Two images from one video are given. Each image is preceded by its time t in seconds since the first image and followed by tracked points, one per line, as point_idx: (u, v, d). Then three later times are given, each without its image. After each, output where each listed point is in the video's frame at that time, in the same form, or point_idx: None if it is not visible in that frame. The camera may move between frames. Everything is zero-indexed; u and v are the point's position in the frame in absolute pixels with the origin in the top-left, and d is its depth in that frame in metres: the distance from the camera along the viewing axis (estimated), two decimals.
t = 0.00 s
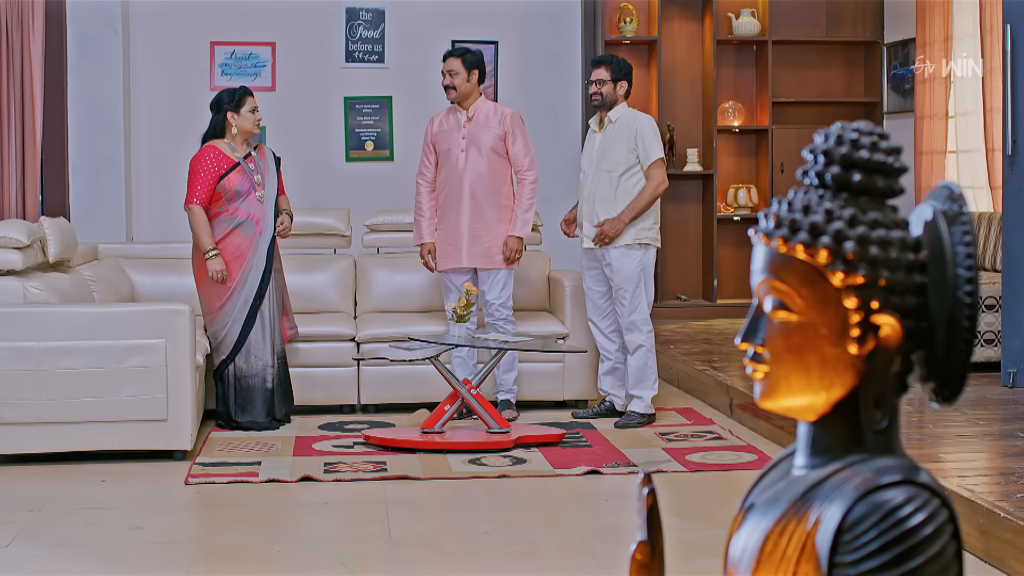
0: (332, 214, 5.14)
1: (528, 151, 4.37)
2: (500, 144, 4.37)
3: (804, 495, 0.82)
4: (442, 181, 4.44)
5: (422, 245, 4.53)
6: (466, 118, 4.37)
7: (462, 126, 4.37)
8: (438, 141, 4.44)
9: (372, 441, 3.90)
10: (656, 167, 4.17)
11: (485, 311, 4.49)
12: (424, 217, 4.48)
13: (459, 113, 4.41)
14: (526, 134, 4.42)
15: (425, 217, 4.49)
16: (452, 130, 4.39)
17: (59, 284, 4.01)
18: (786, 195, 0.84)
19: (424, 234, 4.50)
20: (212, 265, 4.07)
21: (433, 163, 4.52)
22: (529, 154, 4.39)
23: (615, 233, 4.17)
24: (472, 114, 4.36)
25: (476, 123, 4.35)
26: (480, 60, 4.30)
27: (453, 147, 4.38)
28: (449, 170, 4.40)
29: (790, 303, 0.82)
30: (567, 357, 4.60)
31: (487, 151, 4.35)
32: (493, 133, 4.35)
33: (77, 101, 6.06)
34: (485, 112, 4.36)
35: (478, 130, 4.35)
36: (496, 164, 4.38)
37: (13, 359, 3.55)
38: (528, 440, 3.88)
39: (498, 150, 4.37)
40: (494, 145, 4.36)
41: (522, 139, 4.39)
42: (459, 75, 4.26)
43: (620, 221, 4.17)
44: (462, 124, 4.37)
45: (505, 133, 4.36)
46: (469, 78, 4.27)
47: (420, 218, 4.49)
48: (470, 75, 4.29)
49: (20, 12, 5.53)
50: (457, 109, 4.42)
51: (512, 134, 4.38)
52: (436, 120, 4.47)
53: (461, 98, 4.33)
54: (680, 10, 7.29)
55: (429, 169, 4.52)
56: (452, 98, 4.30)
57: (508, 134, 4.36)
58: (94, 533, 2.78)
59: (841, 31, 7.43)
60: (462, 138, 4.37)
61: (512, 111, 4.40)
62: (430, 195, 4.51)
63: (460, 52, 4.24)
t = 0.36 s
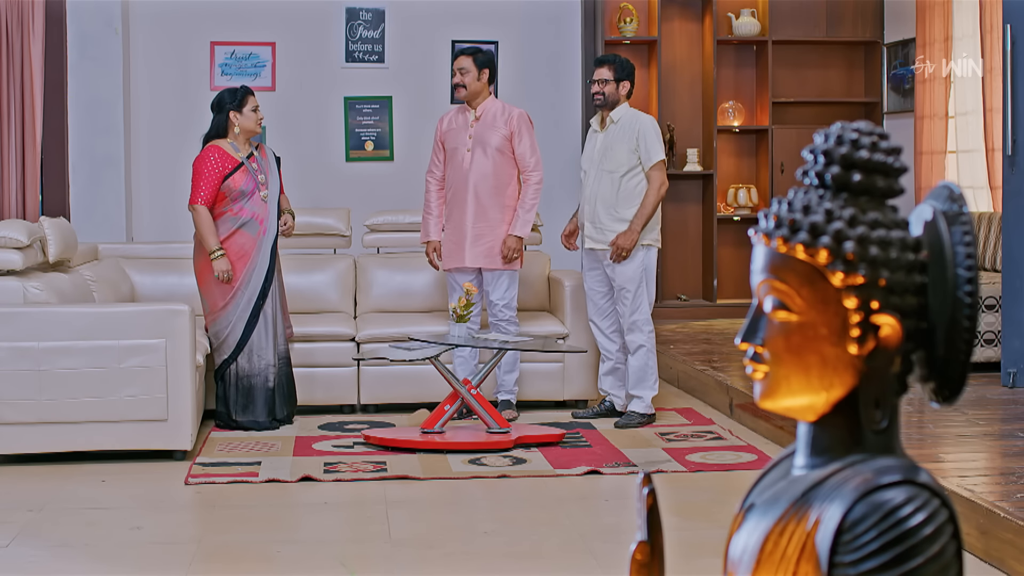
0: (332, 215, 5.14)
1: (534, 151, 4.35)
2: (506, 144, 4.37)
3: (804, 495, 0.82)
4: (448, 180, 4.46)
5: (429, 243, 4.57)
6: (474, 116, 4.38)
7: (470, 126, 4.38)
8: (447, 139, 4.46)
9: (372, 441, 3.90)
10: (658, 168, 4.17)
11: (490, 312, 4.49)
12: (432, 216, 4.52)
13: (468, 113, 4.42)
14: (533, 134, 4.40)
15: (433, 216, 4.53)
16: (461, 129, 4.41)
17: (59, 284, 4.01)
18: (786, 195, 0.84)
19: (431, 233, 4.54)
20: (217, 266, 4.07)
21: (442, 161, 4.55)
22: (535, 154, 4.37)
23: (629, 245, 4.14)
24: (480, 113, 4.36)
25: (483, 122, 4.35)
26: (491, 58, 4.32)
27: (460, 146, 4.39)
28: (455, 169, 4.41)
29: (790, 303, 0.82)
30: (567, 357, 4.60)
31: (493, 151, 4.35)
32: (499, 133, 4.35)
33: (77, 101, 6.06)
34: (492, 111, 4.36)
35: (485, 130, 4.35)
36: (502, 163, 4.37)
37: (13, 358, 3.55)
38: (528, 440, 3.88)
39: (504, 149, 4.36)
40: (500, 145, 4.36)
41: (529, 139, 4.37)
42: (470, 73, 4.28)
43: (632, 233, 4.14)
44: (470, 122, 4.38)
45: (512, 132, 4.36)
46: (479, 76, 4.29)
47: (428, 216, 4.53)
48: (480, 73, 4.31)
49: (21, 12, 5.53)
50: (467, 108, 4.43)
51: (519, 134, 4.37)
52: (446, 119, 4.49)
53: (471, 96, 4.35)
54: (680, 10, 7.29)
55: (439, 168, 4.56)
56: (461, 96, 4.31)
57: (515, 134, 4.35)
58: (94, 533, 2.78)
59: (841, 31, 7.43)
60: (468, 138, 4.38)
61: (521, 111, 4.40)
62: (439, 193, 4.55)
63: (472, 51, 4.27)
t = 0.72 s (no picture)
0: (333, 214, 5.14)
1: (541, 153, 4.34)
2: (512, 145, 4.36)
3: (804, 495, 0.82)
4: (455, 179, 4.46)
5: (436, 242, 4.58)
6: (481, 116, 4.38)
7: (476, 125, 4.38)
8: (454, 138, 4.47)
9: (372, 441, 3.89)
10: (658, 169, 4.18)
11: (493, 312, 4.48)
12: (440, 215, 4.53)
13: (475, 112, 4.42)
14: (540, 135, 4.39)
15: (441, 215, 4.53)
16: (468, 128, 4.41)
17: (58, 284, 4.01)
18: (786, 195, 0.84)
19: (440, 232, 4.55)
20: (225, 266, 4.08)
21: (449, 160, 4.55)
22: (541, 155, 4.36)
23: (641, 252, 4.14)
24: (487, 113, 4.37)
25: (490, 123, 4.35)
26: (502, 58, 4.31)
27: (466, 146, 4.40)
28: (461, 169, 4.41)
29: (790, 303, 0.82)
30: (567, 357, 4.60)
31: (500, 151, 4.35)
32: (505, 133, 4.35)
33: (77, 101, 6.06)
34: (499, 111, 4.36)
35: (491, 130, 4.35)
36: (508, 164, 4.37)
37: (13, 358, 3.55)
38: (528, 440, 3.88)
39: (511, 150, 4.36)
40: (506, 145, 4.35)
41: (536, 140, 4.37)
42: (479, 72, 4.28)
43: (642, 239, 4.14)
44: (477, 122, 4.39)
45: (518, 133, 4.35)
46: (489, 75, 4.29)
47: (437, 215, 4.54)
48: (490, 72, 4.31)
49: (21, 12, 5.53)
50: (474, 108, 4.43)
51: (525, 134, 4.36)
52: (453, 118, 4.49)
53: (480, 95, 4.34)
54: (680, 10, 7.29)
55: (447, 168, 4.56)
56: (471, 95, 4.32)
57: (522, 134, 4.35)
58: (94, 533, 2.78)
59: (841, 31, 7.43)
60: (475, 138, 4.38)
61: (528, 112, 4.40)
62: (448, 192, 4.55)
63: (482, 49, 4.25)
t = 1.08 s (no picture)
0: (333, 214, 5.14)
1: (545, 155, 4.33)
2: (516, 147, 4.36)
3: (804, 495, 0.82)
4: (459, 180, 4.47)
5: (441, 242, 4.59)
6: (486, 117, 4.39)
7: (481, 127, 4.39)
8: (460, 139, 4.48)
9: (372, 441, 3.89)
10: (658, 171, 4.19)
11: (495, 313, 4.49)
12: (446, 216, 4.53)
13: (481, 113, 4.43)
14: (545, 137, 4.38)
15: (447, 216, 4.53)
16: (473, 129, 4.42)
17: (59, 284, 4.01)
18: (787, 195, 0.84)
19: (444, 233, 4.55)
20: (231, 265, 4.07)
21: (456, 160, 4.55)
22: (545, 158, 4.35)
23: (647, 256, 4.16)
24: (492, 114, 4.37)
25: (495, 124, 4.35)
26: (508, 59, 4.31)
27: (471, 147, 4.41)
28: (466, 170, 4.42)
29: (790, 303, 0.82)
30: (567, 357, 4.60)
31: (503, 153, 4.35)
32: (509, 136, 4.34)
33: (77, 101, 6.05)
34: (504, 113, 4.35)
35: (496, 132, 4.35)
36: (511, 166, 4.37)
37: (13, 358, 3.55)
38: (528, 440, 3.88)
39: (514, 152, 4.36)
40: (510, 148, 4.35)
41: (540, 142, 4.35)
42: (487, 71, 4.27)
43: (647, 242, 4.16)
44: (482, 123, 4.39)
45: (522, 135, 4.34)
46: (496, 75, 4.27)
47: (443, 215, 4.54)
48: (496, 72, 4.30)
49: (20, 12, 5.54)
50: (480, 109, 4.43)
51: (530, 136, 4.35)
52: (460, 119, 4.50)
53: (486, 94, 4.33)
54: (680, 10, 7.29)
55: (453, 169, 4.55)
56: (477, 94, 4.30)
57: (526, 137, 4.33)
58: (94, 533, 2.78)
59: (841, 31, 7.43)
60: (480, 139, 4.39)
61: (534, 114, 4.38)
62: (454, 193, 4.55)
63: (489, 49, 4.25)
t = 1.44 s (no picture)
0: (333, 214, 5.14)
1: (542, 158, 4.32)
2: (513, 150, 4.35)
3: (804, 495, 0.82)
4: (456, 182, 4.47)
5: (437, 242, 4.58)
6: (483, 118, 4.38)
7: (478, 128, 4.38)
8: (457, 140, 4.47)
9: (372, 441, 3.89)
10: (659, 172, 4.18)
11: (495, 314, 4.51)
12: (442, 216, 4.52)
13: (478, 114, 4.42)
14: (542, 139, 4.37)
15: (443, 216, 4.52)
16: (469, 130, 4.41)
17: (59, 284, 4.01)
18: (787, 195, 0.84)
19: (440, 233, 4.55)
20: (233, 265, 4.08)
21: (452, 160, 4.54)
22: (542, 160, 4.32)
23: (648, 257, 4.16)
24: (489, 116, 4.35)
25: (491, 126, 4.34)
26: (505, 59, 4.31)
27: (467, 148, 4.40)
28: (462, 172, 4.42)
29: (790, 304, 0.82)
30: (567, 357, 4.60)
31: (500, 156, 4.34)
32: (506, 138, 4.33)
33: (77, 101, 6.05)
34: (501, 115, 4.34)
35: (492, 134, 4.34)
36: (508, 169, 4.36)
37: (13, 358, 3.55)
38: (528, 440, 3.88)
39: (511, 155, 4.35)
40: (507, 150, 4.34)
41: (537, 145, 4.34)
42: (483, 72, 4.27)
43: (647, 244, 4.16)
44: (479, 125, 4.38)
45: (519, 137, 4.33)
46: (493, 76, 4.27)
47: (439, 215, 4.53)
48: (493, 72, 4.30)
49: (20, 12, 5.53)
50: (477, 110, 4.42)
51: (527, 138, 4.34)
52: (456, 119, 4.49)
53: (482, 95, 4.33)
54: (680, 10, 7.30)
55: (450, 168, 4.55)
56: (473, 94, 4.30)
57: (523, 139, 4.32)
58: (95, 533, 2.78)
59: (841, 31, 7.44)
60: (476, 141, 4.39)
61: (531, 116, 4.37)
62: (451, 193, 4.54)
63: (487, 49, 4.25)
